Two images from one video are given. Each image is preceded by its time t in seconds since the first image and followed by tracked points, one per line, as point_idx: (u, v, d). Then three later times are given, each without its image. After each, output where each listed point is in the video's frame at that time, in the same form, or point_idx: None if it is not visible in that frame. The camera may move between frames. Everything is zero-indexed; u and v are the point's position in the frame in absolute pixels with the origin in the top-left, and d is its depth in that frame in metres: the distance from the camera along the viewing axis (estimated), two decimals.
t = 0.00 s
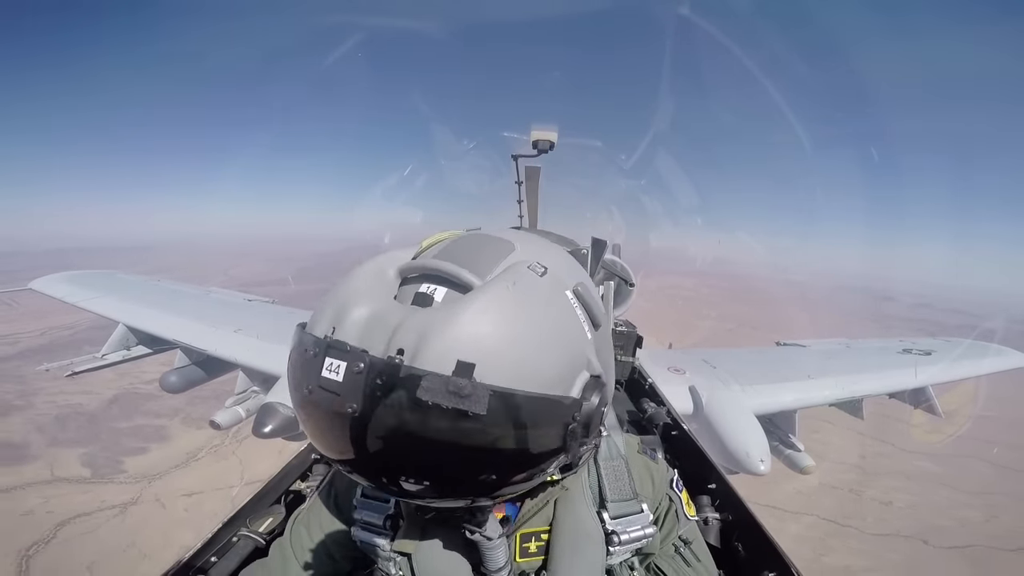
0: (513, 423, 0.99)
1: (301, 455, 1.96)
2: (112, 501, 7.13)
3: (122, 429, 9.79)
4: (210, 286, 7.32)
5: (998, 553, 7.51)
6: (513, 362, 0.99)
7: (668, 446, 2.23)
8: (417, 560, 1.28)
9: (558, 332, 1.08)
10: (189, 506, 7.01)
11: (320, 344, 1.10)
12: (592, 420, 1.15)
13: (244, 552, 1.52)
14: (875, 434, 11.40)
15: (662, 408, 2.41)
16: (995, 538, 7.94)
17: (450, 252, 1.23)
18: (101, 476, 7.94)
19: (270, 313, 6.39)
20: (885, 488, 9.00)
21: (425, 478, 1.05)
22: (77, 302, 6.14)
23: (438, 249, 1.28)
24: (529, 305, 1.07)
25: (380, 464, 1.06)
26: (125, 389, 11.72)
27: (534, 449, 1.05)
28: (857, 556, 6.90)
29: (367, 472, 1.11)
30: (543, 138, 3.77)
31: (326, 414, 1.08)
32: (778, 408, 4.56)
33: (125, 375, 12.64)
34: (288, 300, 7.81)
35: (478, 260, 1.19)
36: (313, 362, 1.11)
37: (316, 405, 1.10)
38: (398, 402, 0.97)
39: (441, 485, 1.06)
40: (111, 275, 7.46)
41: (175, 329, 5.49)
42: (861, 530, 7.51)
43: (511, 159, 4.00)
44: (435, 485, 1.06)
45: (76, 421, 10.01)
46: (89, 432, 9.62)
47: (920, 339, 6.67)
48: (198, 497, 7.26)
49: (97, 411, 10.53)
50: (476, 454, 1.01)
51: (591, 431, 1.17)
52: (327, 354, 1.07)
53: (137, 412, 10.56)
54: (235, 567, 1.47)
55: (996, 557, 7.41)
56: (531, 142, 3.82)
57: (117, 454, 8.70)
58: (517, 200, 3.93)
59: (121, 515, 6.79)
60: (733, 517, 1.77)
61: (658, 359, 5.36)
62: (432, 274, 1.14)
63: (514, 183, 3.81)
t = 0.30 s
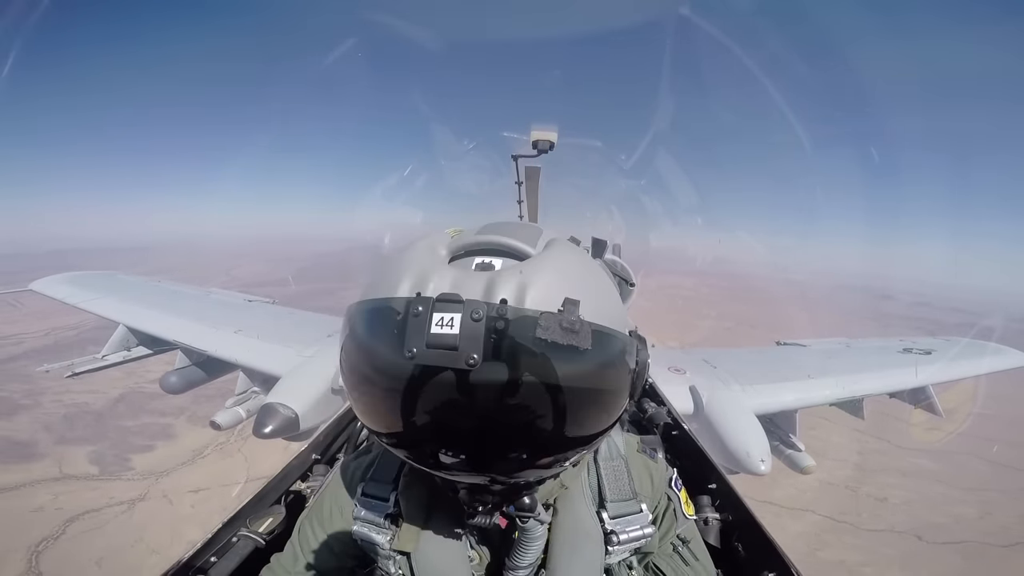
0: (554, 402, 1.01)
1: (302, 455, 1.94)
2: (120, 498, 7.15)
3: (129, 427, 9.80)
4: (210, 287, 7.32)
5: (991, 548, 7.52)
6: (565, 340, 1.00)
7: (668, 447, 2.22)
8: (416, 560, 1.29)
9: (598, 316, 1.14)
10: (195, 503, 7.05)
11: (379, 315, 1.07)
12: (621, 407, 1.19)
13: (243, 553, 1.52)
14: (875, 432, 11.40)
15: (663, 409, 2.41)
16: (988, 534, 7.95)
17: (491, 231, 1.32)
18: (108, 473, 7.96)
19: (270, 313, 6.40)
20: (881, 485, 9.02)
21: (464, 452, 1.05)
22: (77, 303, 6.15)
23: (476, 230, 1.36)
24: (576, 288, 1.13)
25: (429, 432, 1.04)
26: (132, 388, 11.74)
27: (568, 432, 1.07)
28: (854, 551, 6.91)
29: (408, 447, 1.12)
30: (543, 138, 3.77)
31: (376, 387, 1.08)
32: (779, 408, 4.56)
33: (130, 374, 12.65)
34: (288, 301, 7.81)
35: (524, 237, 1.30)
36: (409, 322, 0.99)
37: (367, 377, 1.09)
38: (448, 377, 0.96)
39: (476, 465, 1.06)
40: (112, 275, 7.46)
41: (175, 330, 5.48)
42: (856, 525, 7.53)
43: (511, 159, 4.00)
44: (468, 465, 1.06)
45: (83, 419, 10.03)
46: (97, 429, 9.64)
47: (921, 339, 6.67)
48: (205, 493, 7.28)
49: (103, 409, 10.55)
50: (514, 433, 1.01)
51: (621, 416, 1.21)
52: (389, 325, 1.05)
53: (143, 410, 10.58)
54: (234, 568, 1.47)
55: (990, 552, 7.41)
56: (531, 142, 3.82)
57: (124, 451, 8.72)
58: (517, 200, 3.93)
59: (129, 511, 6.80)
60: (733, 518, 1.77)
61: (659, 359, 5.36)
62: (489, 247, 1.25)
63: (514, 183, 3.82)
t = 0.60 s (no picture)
0: (577, 403, 1.02)
1: (302, 455, 1.94)
2: (126, 495, 7.16)
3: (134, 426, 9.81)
4: (210, 287, 7.33)
5: (984, 545, 7.51)
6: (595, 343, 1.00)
7: (668, 447, 2.22)
8: (416, 561, 1.29)
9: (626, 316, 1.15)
10: (202, 500, 7.05)
11: (416, 313, 1.04)
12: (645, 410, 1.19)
13: (243, 553, 1.52)
14: (875, 431, 11.40)
15: (663, 409, 2.41)
16: (979, 530, 7.94)
17: (513, 230, 1.29)
18: (115, 471, 7.97)
19: (270, 313, 6.40)
20: (877, 482, 9.04)
21: (483, 451, 1.06)
22: (77, 303, 6.15)
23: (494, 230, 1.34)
24: (610, 292, 1.13)
25: (451, 431, 1.05)
26: (137, 386, 11.75)
27: (588, 434, 1.07)
28: (849, 547, 6.95)
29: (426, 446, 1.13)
30: (543, 139, 3.77)
31: (400, 386, 1.09)
32: (779, 409, 4.56)
33: (135, 373, 12.65)
34: (288, 302, 7.82)
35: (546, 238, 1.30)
36: (453, 323, 0.97)
37: (391, 377, 1.10)
38: (472, 379, 0.97)
39: (495, 464, 1.07)
40: (112, 276, 7.47)
41: (175, 330, 5.48)
42: (851, 522, 7.57)
43: (511, 159, 4.00)
44: (486, 465, 1.07)
45: (88, 418, 10.03)
46: (102, 428, 9.65)
47: (921, 340, 6.67)
48: (211, 491, 7.26)
49: (109, 408, 10.55)
50: (533, 434, 1.02)
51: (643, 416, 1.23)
52: (423, 324, 1.03)
53: (148, 409, 10.59)
54: (234, 568, 1.47)
55: (984, 549, 7.41)
56: (531, 142, 3.82)
57: (130, 450, 8.72)
58: (517, 200, 3.93)
59: (136, 508, 6.81)
60: (733, 519, 1.77)
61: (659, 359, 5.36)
62: (516, 249, 1.23)
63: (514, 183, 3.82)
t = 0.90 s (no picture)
0: (598, 383, 1.04)
1: (302, 455, 1.93)
2: (133, 491, 7.16)
3: (139, 424, 9.82)
4: (209, 286, 7.33)
5: (977, 541, 7.50)
6: (620, 322, 1.04)
7: (669, 446, 2.22)
8: (428, 558, 1.28)
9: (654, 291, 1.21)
10: (209, 496, 7.05)
11: (460, 282, 1.07)
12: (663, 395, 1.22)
13: (244, 552, 1.52)
14: (874, 429, 11.42)
15: (663, 409, 2.41)
16: (966, 525, 7.95)
17: (536, 217, 1.31)
18: (122, 467, 7.97)
19: (270, 312, 6.41)
20: (869, 478, 9.07)
21: (510, 422, 1.07)
22: (77, 302, 6.15)
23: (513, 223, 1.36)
24: (640, 266, 1.18)
25: (481, 405, 1.07)
26: (142, 385, 11.74)
27: (607, 416, 1.09)
28: (843, 541, 6.99)
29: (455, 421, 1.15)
30: (544, 138, 3.77)
31: (437, 361, 1.11)
32: (778, 408, 4.57)
33: (139, 372, 12.65)
34: (288, 301, 7.82)
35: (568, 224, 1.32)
36: (498, 287, 1.01)
37: (429, 355, 1.12)
38: (504, 353, 1.01)
39: (520, 441, 1.10)
40: (113, 275, 7.47)
41: (175, 329, 5.48)
42: (844, 517, 7.61)
43: (511, 158, 4.00)
44: (510, 441, 1.10)
45: (94, 416, 10.03)
46: (107, 425, 9.65)
47: (921, 339, 6.69)
48: (216, 487, 7.27)
49: (114, 405, 10.55)
50: (557, 410, 1.05)
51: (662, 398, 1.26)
52: (467, 291, 1.05)
53: (152, 407, 10.59)
54: (235, 567, 1.47)
55: (978, 544, 7.44)
56: (531, 142, 3.82)
57: (136, 446, 8.73)
58: (517, 199, 3.93)
59: (143, 504, 6.81)
60: (733, 518, 1.77)
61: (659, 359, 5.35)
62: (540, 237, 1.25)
63: (514, 183, 3.82)
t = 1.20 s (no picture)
0: (607, 363, 1.04)
1: (302, 455, 1.92)
2: (139, 488, 7.16)
3: (144, 422, 9.82)
4: (209, 287, 7.33)
5: (971, 538, 7.51)
6: (633, 302, 1.04)
7: (669, 447, 2.21)
8: (440, 559, 1.29)
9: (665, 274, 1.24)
10: (213, 493, 7.05)
11: (489, 254, 1.08)
12: (670, 380, 1.23)
13: (244, 553, 1.52)
14: (873, 428, 11.42)
15: (663, 409, 2.40)
16: (959, 521, 7.95)
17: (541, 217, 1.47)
18: (128, 465, 7.98)
19: (270, 313, 6.41)
20: (864, 476, 9.08)
21: (527, 397, 1.07)
22: (77, 302, 6.15)
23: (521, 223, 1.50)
24: (652, 247, 1.23)
25: (499, 381, 1.07)
26: (146, 384, 11.73)
27: (615, 397, 1.09)
28: (838, 537, 7.00)
29: (472, 396, 1.16)
30: (543, 138, 3.77)
31: (459, 340, 1.11)
32: (778, 408, 4.57)
33: (142, 371, 12.64)
34: (288, 302, 7.82)
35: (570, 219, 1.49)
36: (527, 256, 1.03)
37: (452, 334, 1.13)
38: (522, 326, 1.02)
39: (531, 420, 1.10)
40: (113, 275, 7.47)
41: (176, 329, 5.48)
42: (839, 513, 7.61)
43: (511, 159, 4.00)
44: (526, 416, 1.10)
45: (98, 415, 10.02)
46: (112, 423, 9.65)
47: (921, 339, 6.69)
48: (221, 484, 7.28)
49: (119, 404, 10.54)
50: (571, 387, 1.04)
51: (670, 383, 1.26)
52: (495, 261, 1.07)
53: (156, 405, 10.59)
54: (235, 568, 1.47)
55: (974, 542, 7.44)
56: (531, 142, 3.82)
57: (141, 444, 8.73)
58: (517, 200, 3.93)
59: (149, 501, 6.82)
60: (734, 518, 1.77)
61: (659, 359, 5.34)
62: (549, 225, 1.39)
63: (514, 183, 3.82)
